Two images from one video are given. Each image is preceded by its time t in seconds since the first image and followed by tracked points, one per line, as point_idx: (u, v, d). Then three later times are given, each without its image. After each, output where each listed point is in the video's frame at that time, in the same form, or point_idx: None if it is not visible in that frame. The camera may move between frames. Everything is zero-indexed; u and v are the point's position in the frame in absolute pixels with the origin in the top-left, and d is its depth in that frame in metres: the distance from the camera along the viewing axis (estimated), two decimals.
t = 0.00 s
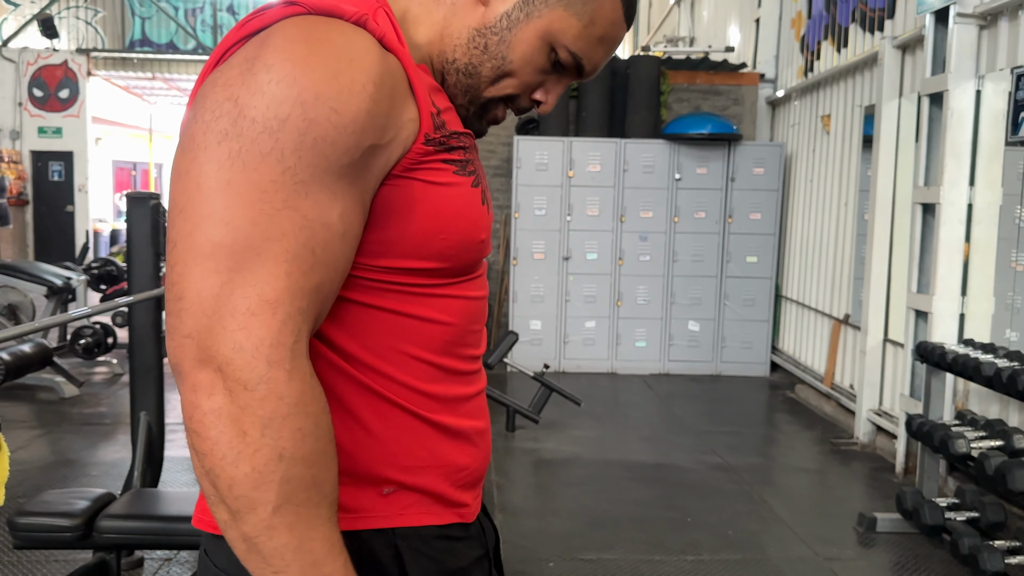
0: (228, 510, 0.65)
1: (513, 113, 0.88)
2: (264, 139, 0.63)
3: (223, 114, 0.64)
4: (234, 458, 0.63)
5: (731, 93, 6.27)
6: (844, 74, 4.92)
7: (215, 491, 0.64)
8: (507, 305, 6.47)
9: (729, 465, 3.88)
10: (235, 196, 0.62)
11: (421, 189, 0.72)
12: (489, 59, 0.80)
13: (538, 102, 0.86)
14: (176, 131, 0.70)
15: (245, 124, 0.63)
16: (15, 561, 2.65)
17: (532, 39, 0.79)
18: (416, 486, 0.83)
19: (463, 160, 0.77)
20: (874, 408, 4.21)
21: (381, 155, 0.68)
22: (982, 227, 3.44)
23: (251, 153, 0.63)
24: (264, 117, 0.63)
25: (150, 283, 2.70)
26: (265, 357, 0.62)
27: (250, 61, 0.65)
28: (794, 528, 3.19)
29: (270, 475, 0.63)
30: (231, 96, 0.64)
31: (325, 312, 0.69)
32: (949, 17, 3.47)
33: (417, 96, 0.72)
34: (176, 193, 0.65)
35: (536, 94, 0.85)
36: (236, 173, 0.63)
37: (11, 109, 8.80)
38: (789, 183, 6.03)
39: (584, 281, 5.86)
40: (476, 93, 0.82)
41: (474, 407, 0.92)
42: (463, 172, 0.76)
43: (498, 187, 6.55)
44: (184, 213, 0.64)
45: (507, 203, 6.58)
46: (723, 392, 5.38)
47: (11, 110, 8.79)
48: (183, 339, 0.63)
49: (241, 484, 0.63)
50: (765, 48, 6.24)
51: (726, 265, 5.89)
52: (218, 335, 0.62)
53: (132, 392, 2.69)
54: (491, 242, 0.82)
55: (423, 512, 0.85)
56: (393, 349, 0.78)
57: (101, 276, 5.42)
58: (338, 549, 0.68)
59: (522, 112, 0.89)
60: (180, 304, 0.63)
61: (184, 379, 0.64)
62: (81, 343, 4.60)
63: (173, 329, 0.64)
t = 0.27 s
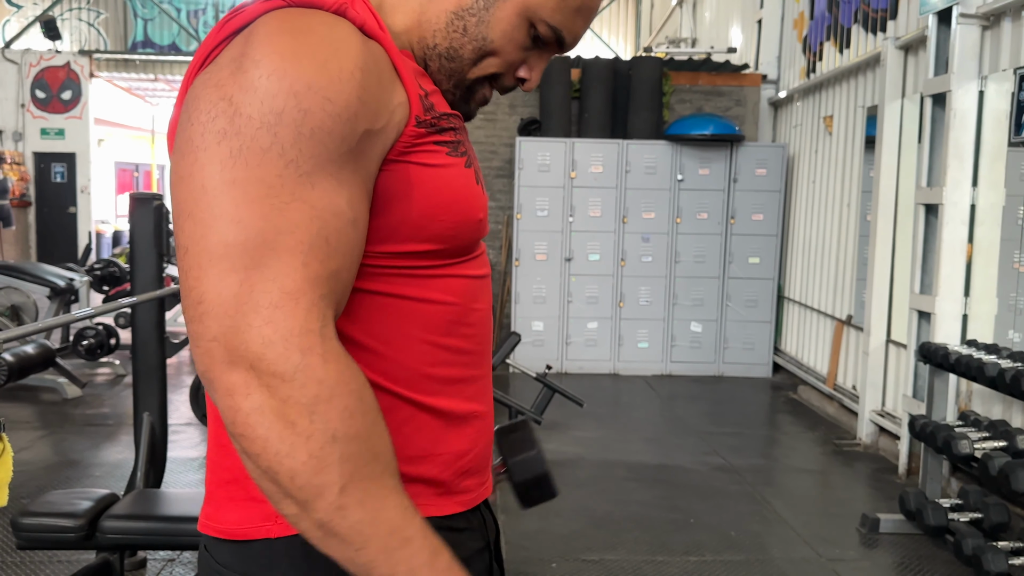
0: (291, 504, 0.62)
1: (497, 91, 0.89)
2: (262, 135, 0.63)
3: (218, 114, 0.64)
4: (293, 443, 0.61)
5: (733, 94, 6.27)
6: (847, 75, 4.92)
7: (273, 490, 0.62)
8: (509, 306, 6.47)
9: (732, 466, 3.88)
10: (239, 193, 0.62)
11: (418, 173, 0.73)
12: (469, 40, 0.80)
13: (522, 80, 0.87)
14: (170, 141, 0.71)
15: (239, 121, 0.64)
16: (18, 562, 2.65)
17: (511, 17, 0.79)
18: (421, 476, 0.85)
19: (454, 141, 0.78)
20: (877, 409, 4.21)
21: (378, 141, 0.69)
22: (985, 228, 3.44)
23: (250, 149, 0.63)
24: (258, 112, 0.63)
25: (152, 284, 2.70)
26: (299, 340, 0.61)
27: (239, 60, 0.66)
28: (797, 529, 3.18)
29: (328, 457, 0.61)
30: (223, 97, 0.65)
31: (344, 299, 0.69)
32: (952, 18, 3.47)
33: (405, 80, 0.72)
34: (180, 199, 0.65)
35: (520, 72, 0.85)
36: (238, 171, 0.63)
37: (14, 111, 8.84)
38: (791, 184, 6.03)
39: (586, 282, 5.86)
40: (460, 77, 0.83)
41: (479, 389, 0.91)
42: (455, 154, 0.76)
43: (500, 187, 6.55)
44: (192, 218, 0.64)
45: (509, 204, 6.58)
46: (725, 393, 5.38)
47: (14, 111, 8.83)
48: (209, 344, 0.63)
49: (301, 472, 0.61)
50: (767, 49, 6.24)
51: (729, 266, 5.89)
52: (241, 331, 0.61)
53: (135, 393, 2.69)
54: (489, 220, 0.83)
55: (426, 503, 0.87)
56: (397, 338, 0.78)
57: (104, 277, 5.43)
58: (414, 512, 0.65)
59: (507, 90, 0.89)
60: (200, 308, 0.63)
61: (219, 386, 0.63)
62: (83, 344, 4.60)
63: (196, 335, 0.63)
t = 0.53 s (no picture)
0: (391, 376, 0.69)
1: (477, 68, 0.96)
2: (229, 112, 0.68)
3: (185, 103, 0.70)
4: (343, 338, 0.67)
5: (733, 92, 6.26)
6: (846, 73, 4.92)
7: (367, 381, 0.68)
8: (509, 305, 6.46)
9: (732, 464, 3.88)
10: (216, 164, 0.67)
11: (392, 139, 0.78)
12: (440, 18, 0.87)
13: (499, 55, 0.94)
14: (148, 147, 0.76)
15: (208, 103, 0.69)
16: (18, 561, 2.64)
17: None
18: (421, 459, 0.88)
19: (428, 111, 0.83)
20: (877, 407, 4.21)
21: (347, 104, 0.74)
22: (985, 226, 3.44)
23: (219, 126, 0.68)
24: (224, 91, 0.69)
25: (152, 283, 2.70)
26: (299, 264, 0.65)
27: (198, 53, 0.71)
28: (797, 527, 3.18)
29: (380, 324, 0.68)
30: (189, 87, 0.70)
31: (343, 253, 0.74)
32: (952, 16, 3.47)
33: (365, 49, 0.78)
34: (165, 192, 0.70)
35: (495, 47, 0.92)
36: (211, 147, 0.68)
37: (13, 110, 8.82)
38: (791, 182, 6.02)
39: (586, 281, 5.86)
40: (434, 55, 0.90)
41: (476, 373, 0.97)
42: (429, 123, 0.82)
43: (500, 186, 6.55)
44: (177, 206, 0.68)
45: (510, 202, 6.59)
46: (726, 391, 5.37)
47: (13, 110, 8.81)
48: (214, 320, 0.66)
49: (362, 355, 0.68)
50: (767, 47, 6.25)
51: (729, 265, 5.89)
52: (239, 294, 0.65)
53: (135, 391, 2.69)
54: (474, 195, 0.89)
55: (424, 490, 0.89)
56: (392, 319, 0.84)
57: (104, 276, 5.42)
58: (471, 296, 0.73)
59: (484, 67, 0.96)
60: (198, 289, 0.67)
61: (241, 361, 0.66)
62: (83, 343, 4.59)
63: (202, 316, 0.67)
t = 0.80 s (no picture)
0: (391, 345, 0.71)
1: (482, 77, 0.95)
2: (227, 110, 0.69)
3: (184, 101, 0.70)
4: (337, 318, 0.69)
5: (730, 89, 6.25)
6: (843, 69, 4.92)
7: (368, 355, 0.70)
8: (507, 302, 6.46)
9: (730, 461, 3.89)
10: (214, 161, 0.68)
11: (391, 142, 0.79)
12: (445, 22, 0.86)
13: (503, 61, 0.92)
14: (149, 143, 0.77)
15: (206, 101, 0.69)
16: (15, 560, 2.64)
17: None
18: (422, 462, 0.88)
19: (429, 115, 0.84)
20: (874, 404, 4.21)
21: (348, 103, 0.74)
22: (983, 221, 3.43)
23: (218, 124, 0.68)
24: (222, 88, 0.69)
25: (148, 281, 2.70)
26: (290, 252, 0.66)
27: (197, 50, 0.72)
28: (795, 523, 3.19)
29: (373, 298, 0.69)
30: (187, 85, 0.71)
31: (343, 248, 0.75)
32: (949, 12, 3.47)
33: (367, 50, 0.78)
34: (163, 189, 0.71)
35: (500, 52, 0.91)
36: (209, 145, 0.68)
37: (10, 108, 8.80)
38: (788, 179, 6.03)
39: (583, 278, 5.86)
40: (437, 59, 0.89)
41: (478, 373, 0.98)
42: (429, 127, 0.83)
43: (498, 183, 6.55)
44: (174, 203, 0.69)
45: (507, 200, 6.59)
46: (723, 388, 5.38)
47: (9, 108, 8.79)
48: (208, 317, 0.68)
49: (357, 333, 0.69)
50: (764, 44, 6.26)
51: (726, 262, 5.89)
52: (235, 292, 0.66)
53: (131, 390, 2.69)
54: (474, 199, 0.89)
55: (426, 491, 0.89)
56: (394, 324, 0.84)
57: (100, 274, 5.41)
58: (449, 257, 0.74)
59: (489, 74, 0.95)
60: (194, 285, 0.68)
61: (237, 357, 0.68)
62: (80, 342, 4.58)
63: (198, 312, 0.68)
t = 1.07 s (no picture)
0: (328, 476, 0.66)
1: (481, 82, 0.92)
2: (233, 124, 0.67)
3: (189, 108, 0.69)
4: (308, 415, 0.65)
5: (728, 84, 6.25)
6: (839, 64, 4.92)
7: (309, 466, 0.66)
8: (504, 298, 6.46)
9: (727, 456, 3.89)
10: (216, 178, 0.66)
11: (393, 157, 0.77)
12: (449, 26, 0.83)
13: (504, 68, 0.90)
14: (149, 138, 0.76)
15: (212, 111, 0.68)
16: (12, 558, 2.65)
17: (491, 3, 0.82)
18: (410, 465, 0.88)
19: (431, 127, 0.82)
20: (871, 399, 4.21)
21: (353, 123, 0.73)
22: (979, 217, 3.43)
23: (223, 138, 0.67)
24: (229, 100, 0.68)
25: (144, 279, 2.70)
26: (287, 312, 0.65)
27: (205, 55, 0.70)
28: (791, 519, 3.20)
29: (349, 415, 0.66)
30: (194, 90, 0.69)
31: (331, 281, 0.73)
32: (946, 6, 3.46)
33: (376, 64, 0.77)
34: (160, 194, 0.69)
35: (502, 60, 0.88)
36: (212, 159, 0.67)
37: (6, 105, 8.79)
38: (785, 175, 6.02)
39: (581, 273, 5.86)
40: (438, 63, 0.86)
41: (463, 378, 0.98)
42: (431, 140, 0.81)
43: (495, 179, 6.54)
44: (172, 210, 0.68)
45: (504, 195, 6.58)
46: (721, 383, 5.38)
47: (5, 105, 8.78)
48: (199, 335, 0.66)
49: (324, 443, 0.65)
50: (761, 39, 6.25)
51: (723, 257, 5.89)
52: (228, 317, 0.65)
53: (127, 387, 2.69)
54: (470, 211, 0.88)
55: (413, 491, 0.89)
56: (382, 329, 0.83)
57: (97, 271, 5.41)
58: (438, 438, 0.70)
59: (490, 80, 0.92)
60: (186, 300, 0.67)
61: (213, 379, 0.67)
62: (77, 339, 4.59)
63: (187, 328, 0.67)
